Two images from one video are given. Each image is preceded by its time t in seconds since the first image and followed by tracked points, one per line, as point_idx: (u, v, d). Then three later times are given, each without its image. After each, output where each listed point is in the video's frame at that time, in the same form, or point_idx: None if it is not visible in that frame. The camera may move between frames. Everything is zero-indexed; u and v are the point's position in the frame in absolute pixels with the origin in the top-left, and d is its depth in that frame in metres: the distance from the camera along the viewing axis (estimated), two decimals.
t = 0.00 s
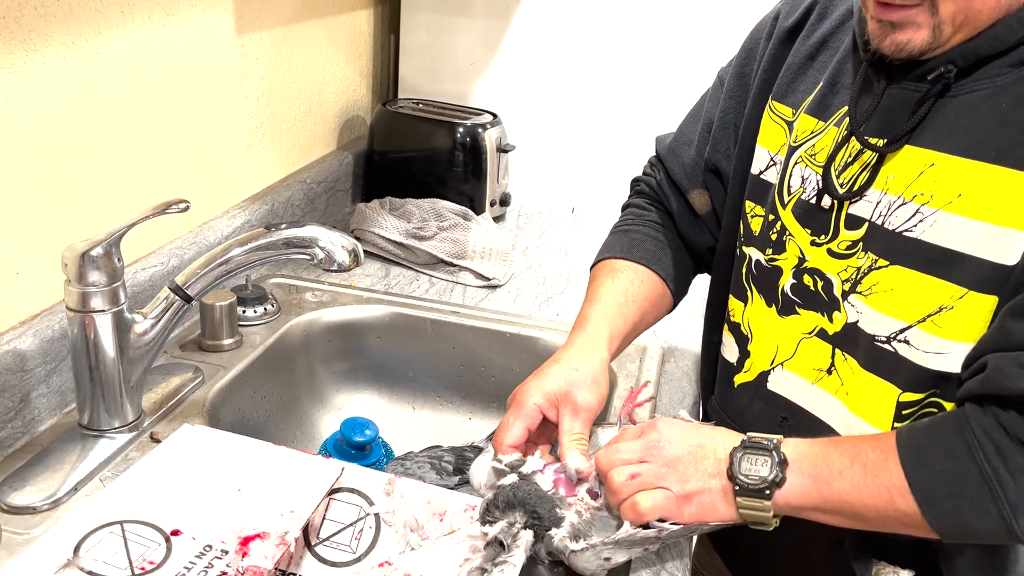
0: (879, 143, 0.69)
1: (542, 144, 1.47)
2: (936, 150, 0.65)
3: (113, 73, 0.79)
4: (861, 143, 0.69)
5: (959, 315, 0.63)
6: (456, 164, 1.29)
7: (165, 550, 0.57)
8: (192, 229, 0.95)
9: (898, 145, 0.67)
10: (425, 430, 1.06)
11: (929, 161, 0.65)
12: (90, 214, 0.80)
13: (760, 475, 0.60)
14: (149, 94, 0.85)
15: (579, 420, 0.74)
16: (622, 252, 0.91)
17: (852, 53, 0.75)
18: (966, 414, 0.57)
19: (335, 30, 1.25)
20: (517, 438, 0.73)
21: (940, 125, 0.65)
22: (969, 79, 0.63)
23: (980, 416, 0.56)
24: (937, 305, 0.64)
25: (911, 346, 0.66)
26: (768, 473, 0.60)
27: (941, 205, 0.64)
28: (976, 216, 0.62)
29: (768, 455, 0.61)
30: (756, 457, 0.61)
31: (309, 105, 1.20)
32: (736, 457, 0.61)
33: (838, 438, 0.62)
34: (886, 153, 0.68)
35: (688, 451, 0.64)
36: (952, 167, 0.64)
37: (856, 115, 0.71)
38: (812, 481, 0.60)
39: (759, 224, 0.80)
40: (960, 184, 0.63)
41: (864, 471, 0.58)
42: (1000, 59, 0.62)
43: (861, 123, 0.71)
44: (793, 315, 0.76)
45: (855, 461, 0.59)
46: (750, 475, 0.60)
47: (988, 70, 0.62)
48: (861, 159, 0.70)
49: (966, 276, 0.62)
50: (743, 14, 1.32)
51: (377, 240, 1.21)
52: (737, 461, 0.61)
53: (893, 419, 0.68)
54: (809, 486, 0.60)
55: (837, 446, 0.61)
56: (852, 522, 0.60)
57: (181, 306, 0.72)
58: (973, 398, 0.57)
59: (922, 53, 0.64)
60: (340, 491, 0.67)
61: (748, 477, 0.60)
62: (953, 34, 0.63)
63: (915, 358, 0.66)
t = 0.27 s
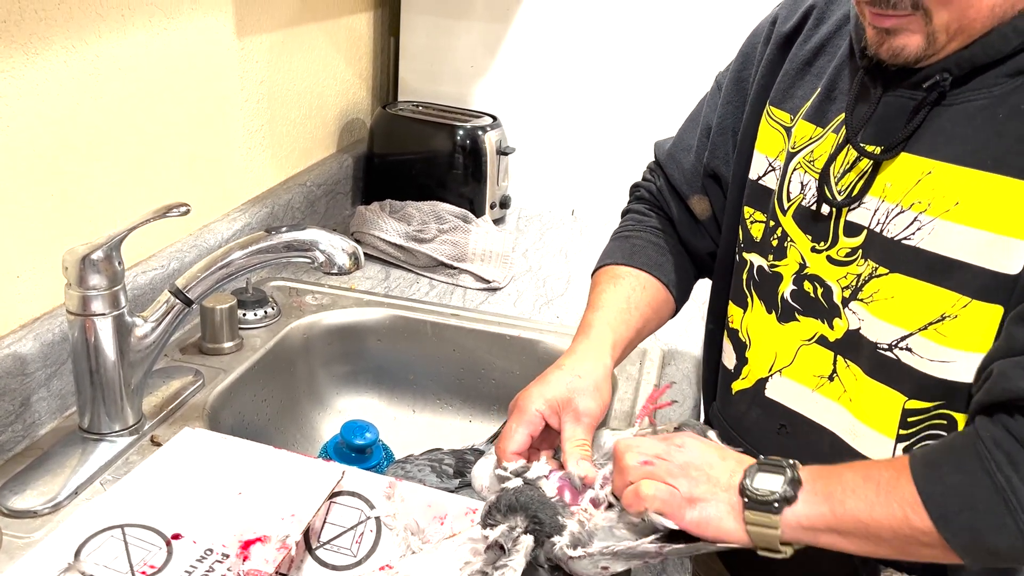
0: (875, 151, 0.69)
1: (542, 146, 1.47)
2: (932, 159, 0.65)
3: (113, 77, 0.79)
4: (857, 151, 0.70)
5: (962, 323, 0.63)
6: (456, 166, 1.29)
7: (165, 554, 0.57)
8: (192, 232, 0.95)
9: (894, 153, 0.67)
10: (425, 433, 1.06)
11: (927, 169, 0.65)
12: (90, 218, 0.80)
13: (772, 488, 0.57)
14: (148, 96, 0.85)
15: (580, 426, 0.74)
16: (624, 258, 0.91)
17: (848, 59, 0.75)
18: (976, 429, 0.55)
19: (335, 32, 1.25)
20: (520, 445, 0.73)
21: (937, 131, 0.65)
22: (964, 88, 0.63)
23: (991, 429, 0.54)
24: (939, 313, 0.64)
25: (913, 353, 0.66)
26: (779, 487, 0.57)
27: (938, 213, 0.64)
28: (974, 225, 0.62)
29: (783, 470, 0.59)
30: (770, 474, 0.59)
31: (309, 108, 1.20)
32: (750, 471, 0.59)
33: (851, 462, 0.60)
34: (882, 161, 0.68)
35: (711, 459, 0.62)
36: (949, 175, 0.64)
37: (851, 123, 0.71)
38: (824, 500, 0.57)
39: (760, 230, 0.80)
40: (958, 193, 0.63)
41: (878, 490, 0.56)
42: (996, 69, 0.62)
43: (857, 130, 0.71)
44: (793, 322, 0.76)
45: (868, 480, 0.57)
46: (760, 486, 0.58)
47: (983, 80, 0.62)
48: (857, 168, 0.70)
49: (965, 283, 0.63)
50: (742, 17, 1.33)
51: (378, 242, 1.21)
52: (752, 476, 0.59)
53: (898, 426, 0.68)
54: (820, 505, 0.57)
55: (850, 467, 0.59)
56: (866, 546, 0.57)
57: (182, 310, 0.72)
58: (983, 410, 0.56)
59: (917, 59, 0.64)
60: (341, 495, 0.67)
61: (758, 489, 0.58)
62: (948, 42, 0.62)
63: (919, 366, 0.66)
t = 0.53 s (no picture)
0: (875, 150, 0.69)
1: (541, 147, 1.47)
2: (936, 159, 0.65)
3: (113, 77, 0.79)
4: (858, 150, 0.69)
5: (964, 325, 0.63)
6: (456, 167, 1.29)
7: (165, 555, 0.57)
8: (191, 233, 0.95)
9: (893, 151, 0.67)
10: (425, 434, 1.05)
11: (929, 170, 0.65)
12: (90, 219, 0.80)
13: (806, 516, 0.57)
14: (147, 98, 0.84)
15: (592, 422, 0.75)
16: (628, 256, 0.91)
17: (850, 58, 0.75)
18: (1014, 443, 0.55)
19: (334, 33, 1.25)
20: (528, 442, 0.73)
21: (936, 132, 0.65)
22: (965, 87, 0.64)
23: None
24: (940, 314, 0.65)
25: (913, 354, 0.67)
26: (813, 515, 0.57)
27: (941, 214, 0.64)
28: (978, 226, 0.62)
29: (812, 496, 0.59)
30: (801, 499, 0.59)
31: (308, 109, 1.20)
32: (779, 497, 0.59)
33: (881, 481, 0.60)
34: (881, 159, 0.68)
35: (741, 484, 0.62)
36: (952, 176, 0.64)
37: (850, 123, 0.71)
38: (860, 524, 0.57)
39: (760, 229, 0.80)
40: (961, 194, 0.63)
41: (915, 511, 0.56)
42: (995, 70, 0.62)
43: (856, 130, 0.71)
44: (792, 322, 0.76)
45: (904, 501, 0.57)
46: (793, 515, 0.57)
47: (986, 79, 0.63)
48: (858, 168, 0.70)
49: (966, 286, 0.63)
50: (741, 18, 1.33)
51: (377, 243, 1.21)
52: (780, 502, 0.59)
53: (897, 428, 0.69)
54: (857, 531, 0.57)
55: (883, 488, 0.58)
56: (904, 569, 0.57)
57: (180, 311, 0.72)
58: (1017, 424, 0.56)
59: (921, 51, 0.63)
60: (341, 495, 0.67)
61: (790, 517, 0.57)
62: (953, 33, 0.62)
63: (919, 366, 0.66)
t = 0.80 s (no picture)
0: (874, 155, 0.69)
1: (541, 148, 1.48)
2: (937, 166, 0.65)
3: (112, 79, 0.79)
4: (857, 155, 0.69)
5: (965, 332, 0.63)
6: (455, 169, 1.29)
7: (164, 557, 0.57)
8: (191, 234, 0.95)
9: (892, 156, 0.67)
10: (424, 435, 1.05)
11: (931, 176, 0.65)
12: (89, 220, 0.80)
13: (822, 519, 0.55)
14: (146, 100, 0.84)
15: (617, 413, 0.74)
16: (635, 256, 0.92)
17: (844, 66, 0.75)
18: None
19: (333, 35, 1.25)
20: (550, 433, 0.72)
21: (934, 136, 0.65)
22: (962, 90, 0.64)
23: None
24: (940, 321, 0.65)
25: (914, 361, 0.66)
26: (828, 516, 0.56)
27: (943, 220, 0.64)
28: (979, 232, 0.62)
29: (825, 492, 0.56)
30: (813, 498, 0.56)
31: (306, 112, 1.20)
32: (790, 497, 0.57)
33: (890, 465, 0.59)
34: (881, 164, 0.68)
35: (753, 471, 0.59)
36: (953, 182, 0.64)
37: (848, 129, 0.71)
38: (873, 516, 0.56)
39: (756, 235, 0.80)
40: (962, 201, 0.63)
41: (931, 504, 0.56)
42: (992, 73, 0.62)
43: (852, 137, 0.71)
44: (790, 328, 0.76)
45: (920, 494, 0.57)
46: (808, 517, 0.56)
47: (983, 82, 0.63)
48: (857, 173, 0.70)
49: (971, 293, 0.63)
50: (741, 19, 1.33)
51: (376, 244, 1.21)
52: (791, 499, 0.56)
53: (897, 435, 0.68)
54: (869, 521, 0.56)
55: (896, 475, 0.58)
56: (906, 555, 0.57)
57: (179, 312, 0.72)
58: None
59: (915, 51, 0.63)
60: (340, 496, 0.66)
61: (807, 520, 0.56)
62: (946, 31, 0.61)
63: (920, 374, 0.66)
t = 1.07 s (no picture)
0: (867, 159, 0.69)
1: (539, 149, 1.48)
2: (929, 168, 0.65)
3: (111, 81, 0.79)
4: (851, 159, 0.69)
5: (955, 334, 0.63)
6: (453, 170, 1.29)
7: (162, 558, 0.57)
8: (191, 235, 0.95)
9: (886, 159, 0.67)
10: (423, 436, 1.05)
11: (923, 178, 0.65)
12: (88, 222, 0.80)
13: (767, 508, 0.56)
14: (145, 102, 0.85)
15: (587, 387, 0.76)
16: (634, 253, 0.92)
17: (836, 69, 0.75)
18: (984, 436, 0.55)
19: (331, 36, 1.25)
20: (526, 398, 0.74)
21: (928, 137, 0.65)
22: (954, 92, 0.64)
23: (1001, 441, 0.54)
24: (931, 323, 0.64)
25: (906, 364, 0.66)
26: (775, 505, 0.56)
27: (934, 222, 0.64)
28: (970, 234, 0.62)
29: (772, 481, 0.57)
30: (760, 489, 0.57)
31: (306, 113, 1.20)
32: (736, 487, 0.57)
33: (841, 461, 0.59)
34: (875, 167, 0.68)
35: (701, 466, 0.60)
36: (944, 184, 0.64)
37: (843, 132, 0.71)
38: (820, 509, 0.56)
39: (751, 240, 0.80)
40: (953, 202, 0.63)
41: (877, 497, 0.55)
42: (986, 74, 0.62)
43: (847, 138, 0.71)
44: (786, 333, 0.76)
45: (866, 487, 0.56)
46: (753, 507, 0.56)
47: (976, 83, 0.63)
48: (851, 176, 0.70)
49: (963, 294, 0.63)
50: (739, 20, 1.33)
51: (375, 245, 1.21)
52: (739, 490, 0.57)
53: (889, 440, 0.68)
54: (816, 514, 0.56)
55: (844, 470, 0.58)
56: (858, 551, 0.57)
57: (178, 313, 0.72)
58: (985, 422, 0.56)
59: (909, 53, 0.63)
60: (340, 497, 0.67)
61: (753, 509, 0.56)
62: (940, 34, 0.62)
63: (912, 377, 0.66)
